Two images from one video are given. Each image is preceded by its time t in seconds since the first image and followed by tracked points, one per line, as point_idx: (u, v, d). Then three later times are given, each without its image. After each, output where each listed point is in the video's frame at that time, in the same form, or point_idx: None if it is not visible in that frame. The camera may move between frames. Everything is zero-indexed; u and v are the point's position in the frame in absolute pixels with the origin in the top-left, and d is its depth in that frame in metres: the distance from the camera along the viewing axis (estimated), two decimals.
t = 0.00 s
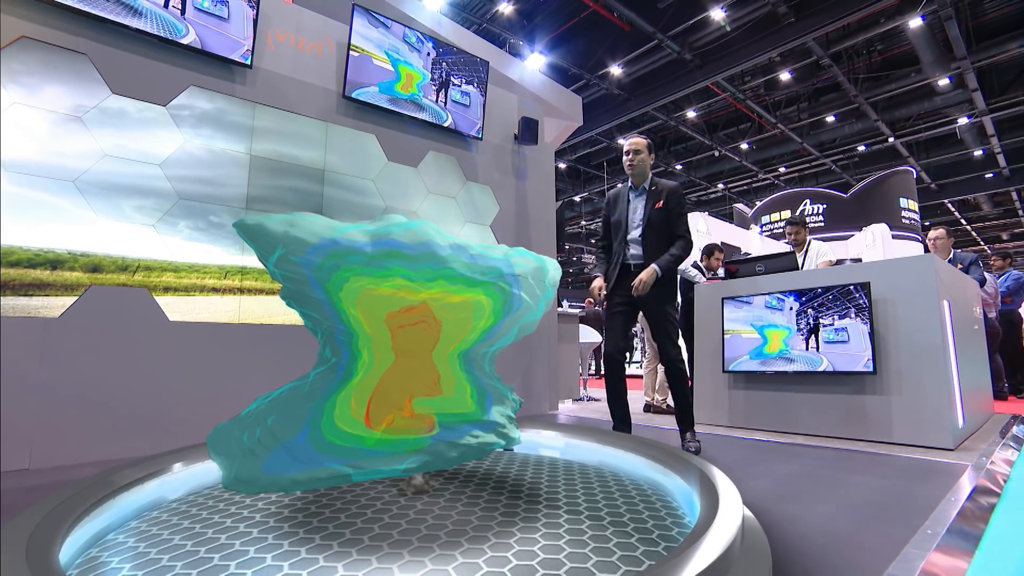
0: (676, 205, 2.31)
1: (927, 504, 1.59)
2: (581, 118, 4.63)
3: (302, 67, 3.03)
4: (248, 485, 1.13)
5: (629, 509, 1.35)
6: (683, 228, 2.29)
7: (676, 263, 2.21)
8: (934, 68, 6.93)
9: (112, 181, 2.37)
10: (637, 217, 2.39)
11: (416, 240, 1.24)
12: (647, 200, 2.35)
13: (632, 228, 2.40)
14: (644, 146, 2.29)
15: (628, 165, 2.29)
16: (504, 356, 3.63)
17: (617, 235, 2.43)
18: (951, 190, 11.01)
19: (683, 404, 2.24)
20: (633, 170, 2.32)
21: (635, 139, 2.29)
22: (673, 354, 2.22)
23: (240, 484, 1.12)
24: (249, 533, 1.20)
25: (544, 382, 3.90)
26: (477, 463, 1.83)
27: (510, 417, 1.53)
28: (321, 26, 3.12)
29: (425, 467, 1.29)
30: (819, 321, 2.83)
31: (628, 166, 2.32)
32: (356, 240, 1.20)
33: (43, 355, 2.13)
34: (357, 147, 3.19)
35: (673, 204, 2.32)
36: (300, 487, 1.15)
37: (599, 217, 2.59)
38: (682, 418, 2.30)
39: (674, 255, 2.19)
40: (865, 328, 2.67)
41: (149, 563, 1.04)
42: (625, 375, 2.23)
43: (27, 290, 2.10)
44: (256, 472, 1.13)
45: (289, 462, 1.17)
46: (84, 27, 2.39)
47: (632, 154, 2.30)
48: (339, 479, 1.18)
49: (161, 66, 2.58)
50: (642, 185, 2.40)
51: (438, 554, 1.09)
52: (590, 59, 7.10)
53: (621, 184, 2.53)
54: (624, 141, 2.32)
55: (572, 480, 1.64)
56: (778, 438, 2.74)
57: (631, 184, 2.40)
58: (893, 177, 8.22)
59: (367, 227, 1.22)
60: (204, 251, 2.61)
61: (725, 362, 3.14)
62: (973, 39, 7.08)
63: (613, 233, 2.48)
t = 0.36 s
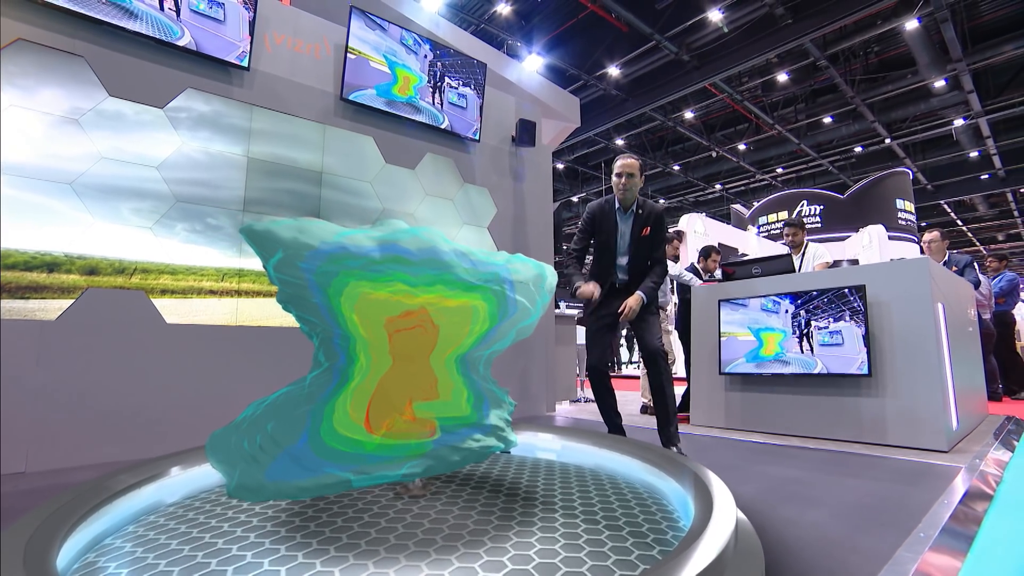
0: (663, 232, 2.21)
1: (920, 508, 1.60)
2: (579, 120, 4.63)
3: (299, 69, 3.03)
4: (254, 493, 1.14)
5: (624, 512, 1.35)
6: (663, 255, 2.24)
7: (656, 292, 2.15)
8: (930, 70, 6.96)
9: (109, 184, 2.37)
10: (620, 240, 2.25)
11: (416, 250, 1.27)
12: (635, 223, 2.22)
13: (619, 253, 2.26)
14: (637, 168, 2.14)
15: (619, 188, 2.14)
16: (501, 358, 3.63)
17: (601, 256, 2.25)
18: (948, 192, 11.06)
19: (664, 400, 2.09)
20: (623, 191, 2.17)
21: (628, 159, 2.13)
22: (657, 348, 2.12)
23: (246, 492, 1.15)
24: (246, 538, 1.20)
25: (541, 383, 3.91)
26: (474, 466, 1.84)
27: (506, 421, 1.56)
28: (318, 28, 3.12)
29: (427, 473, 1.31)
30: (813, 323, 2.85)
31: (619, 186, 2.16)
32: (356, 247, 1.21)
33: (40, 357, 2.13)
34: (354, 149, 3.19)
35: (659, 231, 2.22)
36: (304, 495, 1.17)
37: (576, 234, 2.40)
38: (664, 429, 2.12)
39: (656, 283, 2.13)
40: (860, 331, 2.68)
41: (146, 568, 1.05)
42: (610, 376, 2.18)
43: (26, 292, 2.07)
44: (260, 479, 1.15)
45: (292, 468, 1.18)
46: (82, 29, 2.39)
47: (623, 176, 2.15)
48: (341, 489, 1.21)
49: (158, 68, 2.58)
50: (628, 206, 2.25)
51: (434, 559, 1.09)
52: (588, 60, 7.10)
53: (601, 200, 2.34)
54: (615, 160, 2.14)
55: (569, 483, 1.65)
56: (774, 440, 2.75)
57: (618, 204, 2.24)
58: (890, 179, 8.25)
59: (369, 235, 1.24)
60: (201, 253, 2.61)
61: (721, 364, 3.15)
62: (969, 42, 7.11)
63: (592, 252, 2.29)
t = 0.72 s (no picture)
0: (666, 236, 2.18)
1: (914, 511, 1.61)
2: (577, 121, 4.64)
3: (297, 72, 3.03)
4: (261, 501, 1.16)
5: (621, 516, 1.36)
6: (665, 261, 2.21)
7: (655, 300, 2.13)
8: (927, 71, 7.03)
9: (106, 186, 2.36)
10: (624, 243, 2.20)
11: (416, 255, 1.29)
12: (640, 227, 2.17)
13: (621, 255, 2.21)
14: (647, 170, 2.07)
15: (628, 189, 2.08)
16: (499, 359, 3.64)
17: (604, 259, 2.22)
18: (945, 193, 11.10)
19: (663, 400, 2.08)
20: (631, 193, 2.10)
21: (639, 161, 2.06)
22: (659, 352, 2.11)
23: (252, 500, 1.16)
24: (243, 543, 1.20)
25: (539, 385, 3.91)
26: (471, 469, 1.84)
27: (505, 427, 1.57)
28: (316, 30, 3.12)
29: (433, 477, 1.34)
30: (808, 326, 2.87)
31: (627, 188, 2.09)
32: (356, 253, 1.24)
33: (37, 360, 2.13)
34: (352, 152, 3.20)
35: (663, 235, 2.19)
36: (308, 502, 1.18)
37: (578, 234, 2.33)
38: (665, 434, 2.10)
39: (656, 292, 2.12)
40: (856, 334, 2.70)
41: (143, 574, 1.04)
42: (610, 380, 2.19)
43: (21, 297, 2.10)
44: (265, 488, 1.16)
45: (295, 475, 1.19)
46: (78, 31, 2.39)
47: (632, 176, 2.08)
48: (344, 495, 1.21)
49: (155, 70, 2.58)
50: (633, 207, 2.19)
51: (431, 564, 1.09)
52: (586, 61, 7.11)
53: (607, 197, 2.27)
54: (625, 161, 2.06)
55: (566, 486, 1.65)
56: (770, 442, 2.75)
57: (624, 205, 2.18)
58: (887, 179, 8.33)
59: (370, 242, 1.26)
60: (198, 256, 2.61)
61: (718, 366, 3.16)
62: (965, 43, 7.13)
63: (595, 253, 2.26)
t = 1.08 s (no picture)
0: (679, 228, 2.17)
1: (908, 514, 1.62)
2: (575, 122, 4.64)
3: (295, 74, 3.04)
4: (269, 508, 1.17)
5: (617, 520, 1.36)
6: (675, 253, 2.21)
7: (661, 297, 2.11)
8: (924, 72, 7.03)
9: (104, 189, 2.36)
10: (635, 234, 2.19)
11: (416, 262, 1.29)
12: (652, 218, 2.16)
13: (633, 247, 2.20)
14: (659, 157, 2.06)
15: (639, 176, 2.07)
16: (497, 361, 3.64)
17: (615, 250, 2.20)
18: (942, 193, 11.13)
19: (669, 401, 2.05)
20: (642, 182, 2.10)
21: (650, 148, 2.06)
22: (667, 355, 2.06)
23: (257, 508, 1.17)
24: (240, 547, 1.20)
25: (537, 386, 3.92)
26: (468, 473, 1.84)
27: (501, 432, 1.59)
28: (314, 32, 3.12)
29: (438, 480, 1.37)
30: (805, 328, 2.87)
31: (638, 176, 2.09)
32: (360, 260, 1.24)
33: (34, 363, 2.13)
34: (350, 153, 3.20)
35: (675, 227, 2.18)
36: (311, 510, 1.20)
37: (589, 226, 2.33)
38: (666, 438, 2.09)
39: (665, 285, 2.11)
40: (851, 337, 2.70)
41: None
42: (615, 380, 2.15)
43: (20, 299, 2.10)
44: (269, 495, 1.17)
45: (298, 482, 1.20)
46: (75, 33, 2.39)
47: (643, 164, 2.07)
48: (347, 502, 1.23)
49: (152, 72, 2.58)
50: (646, 198, 2.18)
51: (427, 569, 1.09)
52: (584, 62, 7.12)
53: (618, 187, 2.26)
54: (636, 148, 2.05)
55: (563, 490, 1.65)
56: (767, 444, 2.76)
57: (636, 194, 2.18)
58: (884, 180, 8.36)
59: (371, 247, 1.26)
60: (196, 258, 2.61)
61: (715, 368, 3.17)
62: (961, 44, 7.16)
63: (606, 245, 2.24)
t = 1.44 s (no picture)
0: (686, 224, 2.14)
1: (902, 518, 1.63)
2: (573, 124, 4.65)
3: (293, 77, 3.04)
4: (279, 517, 1.17)
5: (612, 524, 1.36)
6: (684, 250, 2.17)
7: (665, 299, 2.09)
8: (921, 74, 7.03)
9: (101, 191, 2.36)
10: (641, 231, 2.18)
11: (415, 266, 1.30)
12: (658, 214, 2.15)
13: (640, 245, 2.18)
14: (662, 150, 2.07)
15: (642, 170, 2.09)
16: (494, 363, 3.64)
17: (621, 247, 2.19)
18: (938, 194, 11.17)
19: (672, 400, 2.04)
20: (647, 176, 2.10)
21: (652, 141, 2.07)
22: (671, 360, 2.05)
23: (263, 515, 1.17)
24: (238, 552, 1.19)
25: (534, 388, 3.92)
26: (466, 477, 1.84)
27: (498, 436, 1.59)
28: (312, 34, 3.13)
29: (441, 485, 1.38)
30: (802, 331, 2.88)
31: (643, 169, 2.10)
32: (367, 266, 1.25)
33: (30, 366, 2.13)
34: (347, 156, 3.20)
35: (683, 223, 2.15)
36: (316, 519, 1.19)
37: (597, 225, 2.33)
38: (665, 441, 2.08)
39: (673, 282, 2.10)
40: (846, 340, 2.72)
41: None
42: (620, 382, 2.15)
43: (16, 303, 2.10)
44: (274, 502, 1.17)
45: (301, 489, 1.20)
46: (72, 36, 2.39)
47: (646, 158, 2.09)
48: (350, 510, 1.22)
49: (150, 75, 2.58)
50: (652, 194, 2.18)
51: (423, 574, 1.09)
52: (582, 63, 7.14)
53: (624, 184, 2.27)
54: (638, 141, 2.08)
55: (559, 493, 1.65)
56: (763, 446, 2.77)
57: (641, 190, 2.18)
58: (880, 181, 8.38)
59: (370, 252, 1.27)
60: (192, 261, 2.60)
61: (712, 371, 3.18)
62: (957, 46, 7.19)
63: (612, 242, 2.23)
